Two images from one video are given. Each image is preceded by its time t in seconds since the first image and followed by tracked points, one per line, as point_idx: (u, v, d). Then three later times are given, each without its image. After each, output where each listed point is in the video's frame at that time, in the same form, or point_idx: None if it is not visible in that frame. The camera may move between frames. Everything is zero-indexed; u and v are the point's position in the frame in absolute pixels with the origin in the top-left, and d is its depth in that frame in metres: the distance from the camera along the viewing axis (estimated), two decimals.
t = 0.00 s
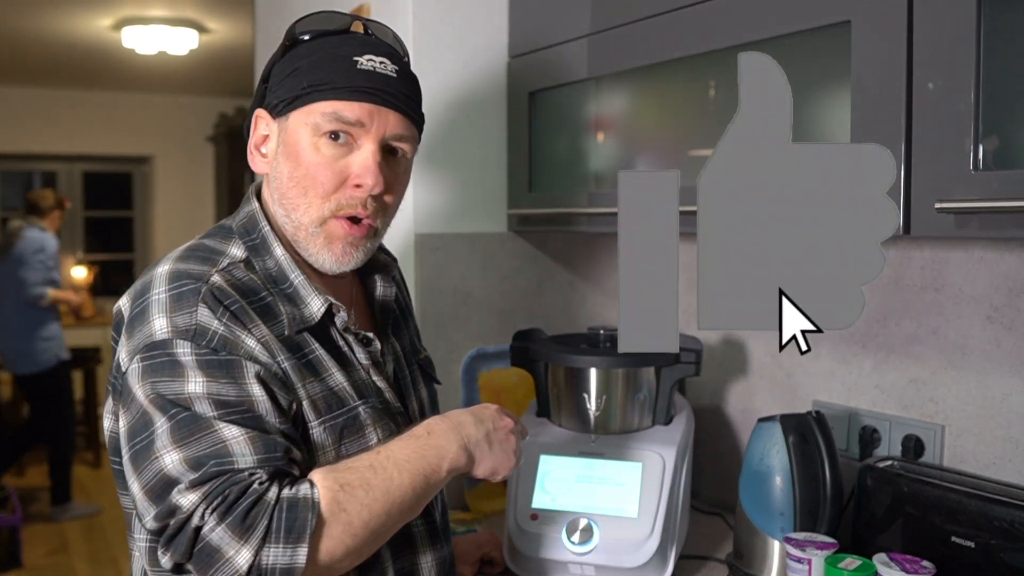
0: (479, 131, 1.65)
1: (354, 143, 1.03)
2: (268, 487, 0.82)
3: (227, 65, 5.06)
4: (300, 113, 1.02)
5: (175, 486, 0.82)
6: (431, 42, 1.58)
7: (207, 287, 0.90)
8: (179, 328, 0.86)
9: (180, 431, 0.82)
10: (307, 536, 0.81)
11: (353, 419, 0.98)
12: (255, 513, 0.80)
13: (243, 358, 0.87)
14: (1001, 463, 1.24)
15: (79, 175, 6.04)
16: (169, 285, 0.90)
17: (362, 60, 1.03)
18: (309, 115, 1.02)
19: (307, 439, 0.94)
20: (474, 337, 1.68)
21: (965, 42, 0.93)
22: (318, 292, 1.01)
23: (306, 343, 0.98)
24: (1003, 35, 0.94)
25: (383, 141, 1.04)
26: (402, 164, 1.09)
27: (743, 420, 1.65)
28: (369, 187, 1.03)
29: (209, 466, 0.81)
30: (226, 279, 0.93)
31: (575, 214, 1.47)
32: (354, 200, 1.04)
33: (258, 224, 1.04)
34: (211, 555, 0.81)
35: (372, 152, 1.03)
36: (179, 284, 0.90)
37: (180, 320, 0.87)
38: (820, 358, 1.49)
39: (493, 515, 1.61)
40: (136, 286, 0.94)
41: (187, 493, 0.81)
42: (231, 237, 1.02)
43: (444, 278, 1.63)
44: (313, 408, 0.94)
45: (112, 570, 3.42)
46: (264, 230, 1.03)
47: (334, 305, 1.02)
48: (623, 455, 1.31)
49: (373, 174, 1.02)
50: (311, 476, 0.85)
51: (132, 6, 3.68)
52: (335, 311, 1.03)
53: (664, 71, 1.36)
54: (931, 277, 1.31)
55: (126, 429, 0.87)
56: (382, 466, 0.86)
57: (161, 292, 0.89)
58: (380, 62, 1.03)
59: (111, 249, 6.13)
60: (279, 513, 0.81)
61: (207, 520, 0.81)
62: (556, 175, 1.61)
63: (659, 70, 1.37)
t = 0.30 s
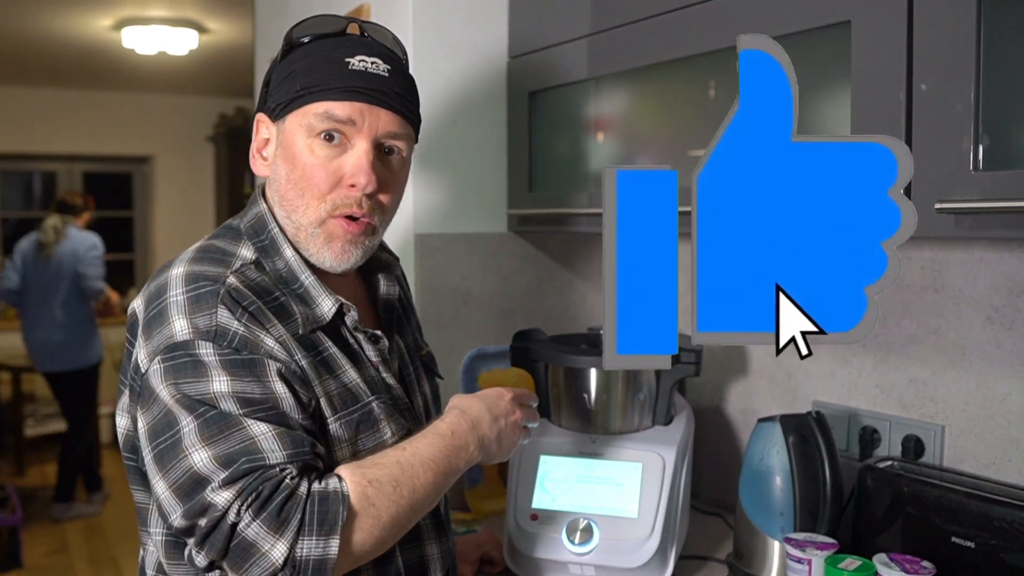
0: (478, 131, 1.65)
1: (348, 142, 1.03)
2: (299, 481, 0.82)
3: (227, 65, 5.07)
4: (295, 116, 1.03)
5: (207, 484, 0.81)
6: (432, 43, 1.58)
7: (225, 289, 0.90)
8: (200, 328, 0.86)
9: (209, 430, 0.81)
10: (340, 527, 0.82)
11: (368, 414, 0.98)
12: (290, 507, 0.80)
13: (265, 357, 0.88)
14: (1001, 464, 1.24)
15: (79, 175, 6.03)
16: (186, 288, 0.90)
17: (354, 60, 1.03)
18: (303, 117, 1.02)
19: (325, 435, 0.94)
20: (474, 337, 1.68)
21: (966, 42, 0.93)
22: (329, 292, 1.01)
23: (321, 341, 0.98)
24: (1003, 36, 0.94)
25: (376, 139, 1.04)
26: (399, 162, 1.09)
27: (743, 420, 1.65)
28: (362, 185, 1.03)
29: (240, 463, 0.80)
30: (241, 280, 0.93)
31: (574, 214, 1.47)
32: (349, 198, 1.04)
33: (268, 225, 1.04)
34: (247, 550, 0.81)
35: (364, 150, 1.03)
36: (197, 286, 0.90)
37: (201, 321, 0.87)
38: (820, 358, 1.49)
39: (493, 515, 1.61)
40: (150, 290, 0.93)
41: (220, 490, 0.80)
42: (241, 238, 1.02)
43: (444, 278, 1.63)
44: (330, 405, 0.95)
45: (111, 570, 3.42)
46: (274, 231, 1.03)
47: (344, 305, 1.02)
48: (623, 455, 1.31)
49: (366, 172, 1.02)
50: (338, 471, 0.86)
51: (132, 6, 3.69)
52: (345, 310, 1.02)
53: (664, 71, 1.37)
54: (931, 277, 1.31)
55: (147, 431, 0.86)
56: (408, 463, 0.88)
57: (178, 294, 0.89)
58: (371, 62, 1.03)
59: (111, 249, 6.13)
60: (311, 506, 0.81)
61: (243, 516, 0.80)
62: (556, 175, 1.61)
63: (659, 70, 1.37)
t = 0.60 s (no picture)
0: (479, 131, 1.65)
1: (368, 149, 1.02)
2: (294, 477, 0.82)
3: (227, 65, 5.07)
4: (313, 121, 1.00)
5: (202, 482, 0.81)
6: (431, 43, 1.58)
7: (219, 287, 0.90)
8: (195, 328, 0.86)
9: (203, 428, 0.82)
10: (334, 522, 0.81)
11: (365, 410, 0.98)
12: (284, 503, 0.81)
13: (259, 355, 0.88)
14: (1001, 463, 1.24)
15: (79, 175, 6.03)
16: (181, 288, 0.90)
17: (374, 68, 1.02)
18: (323, 124, 1.00)
19: (322, 430, 0.94)
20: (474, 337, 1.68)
21: (966, 42, 0.93)
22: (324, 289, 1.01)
23: (316, 339, 0.98)
24: (1003, 36, 0.94)
25: (396, 147, 1.04)
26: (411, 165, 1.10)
27: (743, 420, 1.65)
28: (385, 194, 1.02)
29: (234, 460, 0.81)
30: (236, 279, 0.93)
31: (575, 214, 1.47)
32: (370, 205, 1.03)
33: (262, 225, 1.03)
34: (242, 547, 0.81)
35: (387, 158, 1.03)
36: (192, 286, 0.90)
37: (196, 320, 0.87)
38: (820, 358, 1.49)
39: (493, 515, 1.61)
40: (147, 291, 0.93)
41: (215, 488, 0.80)
42: (235, 238, 1.02)
43: (444, 278, 1.63)
44: (326, 401, 0.94)
45: (111, 570, 3.42)
46: (268, 230, 1.03)
47: (339, 302, 1.02)
48: (622, 455, 1.31)
49: (389, 180, 1.02)
50: (335, 466, 0.85)
51: (132, 6, 3.69)
52: (341, 306, 1.03)
53: (664, 71, 1.37)
54: (931, 277, 1.31)
55: (145, 430, 0.87)
56: (408, 459, 0.87)
57: (173, 295, 0.89)
58: (391, 71, 1.03)
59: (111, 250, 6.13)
60: (305, 501, 0.81)
61: (237, 513, 0.80)
62: (556, 175, 1.61)
63: (659, 70, 1.37)
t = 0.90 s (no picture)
0: (478, 131, 1.65)
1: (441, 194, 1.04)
2: (332, 486, 0.82)
3: (227, 65, 5.07)
4: (421, 173, 0.97)
5: (239, 490, 0.80)
6: (431, 43, 1.58)
7: (248, 292, 0.88)
8: (225, 332, 0.84)
9: (239, 434, 0.80)
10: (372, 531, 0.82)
11: (379, 416, 0.99)
12: (326, 511, 0.80)
13: (290, 361, 0.86)
14: (1001, 464, 1.24)
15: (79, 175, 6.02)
16: (206, 290, 0.87)
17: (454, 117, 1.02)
18: (430, 177, 0.98)
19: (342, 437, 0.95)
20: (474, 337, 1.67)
21: (966, 43, 0.93)
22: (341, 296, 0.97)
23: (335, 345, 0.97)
24: (1004, 36, 0.94)
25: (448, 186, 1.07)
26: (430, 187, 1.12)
27: (743, 420, 1.65)
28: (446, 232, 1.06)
29: (275, 469, 0.80)
30: (260, 283, 0.91)
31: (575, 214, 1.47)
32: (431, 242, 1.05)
33: (275, 227, 0.97)
34: (284, 557, 0.79)
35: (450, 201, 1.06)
36: (218, 289, 0.87)
37: (225, 325, 0.85)
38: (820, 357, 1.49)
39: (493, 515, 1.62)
40: (164, 292, 0.90)
41: (257, 497, 0.79)
42: (244, 241, 0.96)
43: (444, 278, 1.62)
44: (347, 407, 0.96)
45: (111, 570, 3.42)
46: (280, 233, 0.97)
47: (355, 310, 0.99)
48: (623, 455, 1.31)
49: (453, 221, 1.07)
50: (364, 474, 0.86)
51: (133, 7, 3.69)
52: (355, 315, 1.00)
53: (664, 72, 1.37)
54: (931, 277, 1.31)
55: (166, 436, 0.84)
56: (432, 469, 0.88)
57: (199, 297, 0.87)
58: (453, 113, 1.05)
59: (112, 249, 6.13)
60: (344, 510, 0.81)
61: (280, 523, 0.79)
62: (556, 175, 1.61)
63: (660, 70, 1.37)
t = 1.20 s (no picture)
0: (478, 131, 1.65)
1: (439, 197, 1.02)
2: (362, 481, 0.83)
3: (227, 65, 5.07)
4: (414, 175, 0.96)
5: (271, 488, 0.80)
6: (431, 43, 1.58)
7: (266, 291, 0.88)
8: (246, 331, 0.84)
9: (267, 432, 0.80)
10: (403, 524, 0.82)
11: (391, 414, 1.00)
12: (358, 506, 0.81)
13: (310, 358, 0.87)
14: (1001, 463, 1.24)
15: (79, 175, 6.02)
16: (225, 290, 0.87)
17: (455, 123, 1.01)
18: (422, 176, 0.96)
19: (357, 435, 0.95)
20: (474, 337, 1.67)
21: (966, 43, 0.93)
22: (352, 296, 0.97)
23: (348, 344, 0.98)
24: (1004, 37, 0.94)
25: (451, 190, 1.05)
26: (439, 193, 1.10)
27: (743, 420, 1.65)
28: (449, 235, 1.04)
29: (306, 465, 0.80)
30: (275, 283, 0.91)
31: (575, 214, 1.47)
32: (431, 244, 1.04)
33: (283, 228, 0.96)
34: (321, 553, 0.79)
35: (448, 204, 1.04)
36: (237, 289, 0.87)
37: (246, 324, 0.84)
38: (820, 357, 1.49)
39: (493, 515, 1.61)
40: (179, 293, 0.90)
41: (292, 495, 0.79)
42: (253, 241, 0.95)
43: (443, 278, 1.62)
44: (362, 405, 0.97)
45: (111, 570, 3.42)
46: (288, 233, 0.96)
47: (365, 310, 0.99)
48: (623, 455, 1.31)
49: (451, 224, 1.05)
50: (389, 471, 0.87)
51: (132, 7, 3.69)
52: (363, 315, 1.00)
53: (665, 72, 1.37)
54: (931, 277, 1.31)
55: (189, 436, 0.83)
56: (460, 468, 0.89)
57: (218, 297, 0.86)
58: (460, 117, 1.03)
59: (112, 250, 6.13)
60: (376, 504, 0.82)
61: (315, 520, 0.79)
62: (556, 175, 1.61)
63: (660, 70, 1.37)
